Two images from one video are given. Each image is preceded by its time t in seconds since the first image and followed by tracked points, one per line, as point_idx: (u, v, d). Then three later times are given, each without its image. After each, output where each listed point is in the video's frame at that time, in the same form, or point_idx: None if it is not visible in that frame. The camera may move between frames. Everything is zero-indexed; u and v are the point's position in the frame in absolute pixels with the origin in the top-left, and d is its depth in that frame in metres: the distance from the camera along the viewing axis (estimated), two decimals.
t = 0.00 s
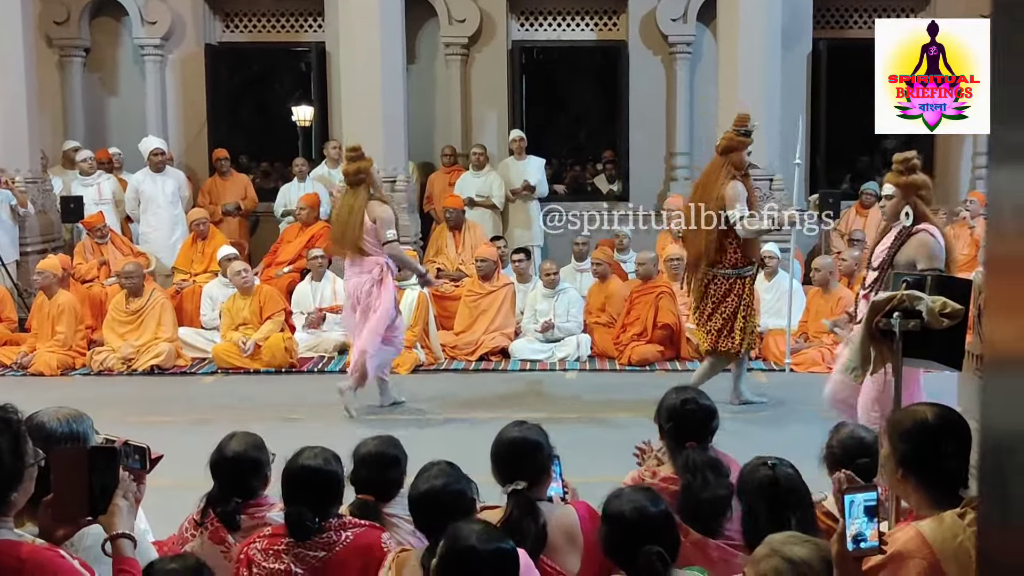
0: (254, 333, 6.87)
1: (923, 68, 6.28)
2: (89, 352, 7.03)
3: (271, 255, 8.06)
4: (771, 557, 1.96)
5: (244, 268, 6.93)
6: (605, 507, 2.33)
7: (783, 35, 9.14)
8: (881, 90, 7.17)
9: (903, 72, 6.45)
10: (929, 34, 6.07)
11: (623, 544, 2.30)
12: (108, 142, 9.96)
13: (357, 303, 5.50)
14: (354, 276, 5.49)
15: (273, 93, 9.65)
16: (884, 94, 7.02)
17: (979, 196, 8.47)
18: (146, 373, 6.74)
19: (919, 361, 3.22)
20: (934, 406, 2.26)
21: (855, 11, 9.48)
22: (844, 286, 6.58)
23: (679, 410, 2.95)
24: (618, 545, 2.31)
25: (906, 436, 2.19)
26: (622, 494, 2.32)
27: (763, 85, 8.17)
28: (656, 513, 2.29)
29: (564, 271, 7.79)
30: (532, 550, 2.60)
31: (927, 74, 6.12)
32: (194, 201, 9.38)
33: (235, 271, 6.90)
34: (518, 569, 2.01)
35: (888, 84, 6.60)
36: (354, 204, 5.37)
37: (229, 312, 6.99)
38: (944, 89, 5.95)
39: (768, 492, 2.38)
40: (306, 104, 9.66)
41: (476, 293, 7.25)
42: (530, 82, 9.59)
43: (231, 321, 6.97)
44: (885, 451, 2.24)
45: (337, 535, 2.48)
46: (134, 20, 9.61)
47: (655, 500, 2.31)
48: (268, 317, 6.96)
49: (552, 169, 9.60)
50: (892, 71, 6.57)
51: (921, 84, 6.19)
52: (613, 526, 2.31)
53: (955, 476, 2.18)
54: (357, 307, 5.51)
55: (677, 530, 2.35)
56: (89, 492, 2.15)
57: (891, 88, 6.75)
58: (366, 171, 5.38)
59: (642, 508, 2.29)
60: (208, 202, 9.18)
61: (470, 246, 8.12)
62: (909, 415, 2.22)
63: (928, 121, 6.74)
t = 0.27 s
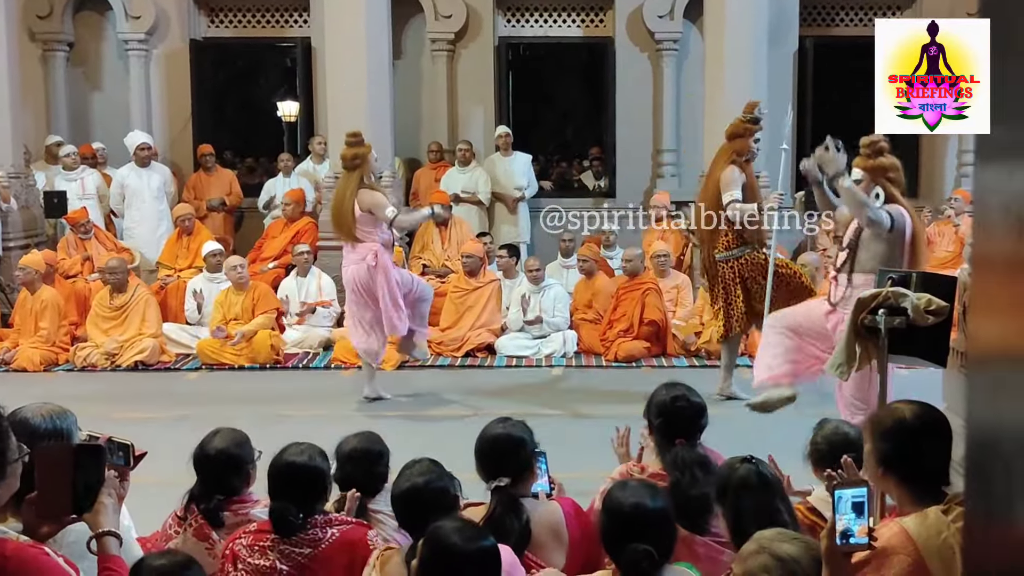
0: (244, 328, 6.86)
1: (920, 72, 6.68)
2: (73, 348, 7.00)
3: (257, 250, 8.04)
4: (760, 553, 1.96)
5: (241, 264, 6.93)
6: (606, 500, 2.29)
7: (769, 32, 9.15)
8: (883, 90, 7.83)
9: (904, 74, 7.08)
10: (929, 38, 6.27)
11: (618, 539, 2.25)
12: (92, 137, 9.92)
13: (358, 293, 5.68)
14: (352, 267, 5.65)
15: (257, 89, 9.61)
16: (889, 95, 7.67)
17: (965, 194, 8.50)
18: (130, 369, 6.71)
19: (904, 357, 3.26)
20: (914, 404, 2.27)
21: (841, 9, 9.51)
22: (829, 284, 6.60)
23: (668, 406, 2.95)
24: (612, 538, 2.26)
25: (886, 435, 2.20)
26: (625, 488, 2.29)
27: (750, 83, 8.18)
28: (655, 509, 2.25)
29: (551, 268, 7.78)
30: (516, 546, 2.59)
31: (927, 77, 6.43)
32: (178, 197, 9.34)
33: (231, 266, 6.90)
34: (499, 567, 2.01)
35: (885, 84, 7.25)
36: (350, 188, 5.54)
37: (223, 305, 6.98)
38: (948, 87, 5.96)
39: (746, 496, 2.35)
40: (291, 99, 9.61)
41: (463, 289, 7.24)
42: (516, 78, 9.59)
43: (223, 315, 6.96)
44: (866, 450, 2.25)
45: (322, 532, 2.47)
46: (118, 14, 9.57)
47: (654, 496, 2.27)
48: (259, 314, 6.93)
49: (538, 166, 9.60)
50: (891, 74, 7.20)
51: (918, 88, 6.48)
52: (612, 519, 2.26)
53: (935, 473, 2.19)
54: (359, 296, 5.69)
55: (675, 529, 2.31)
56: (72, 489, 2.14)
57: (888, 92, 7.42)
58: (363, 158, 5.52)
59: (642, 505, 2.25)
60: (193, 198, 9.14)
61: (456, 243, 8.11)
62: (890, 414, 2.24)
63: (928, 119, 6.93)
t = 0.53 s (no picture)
0: (234, 328, 6.85)
1: (922, 68, 7.10)
2: (60, 345, 6.97)
3: (246, 247, 8.02)
4: (756, 555, 1.95)
5: (236, 264, 6.89)
6: (609, 498, 2.28)
7: (759, 31, 9.16)
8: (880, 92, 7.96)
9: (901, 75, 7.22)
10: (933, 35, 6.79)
11: (617, 537, 2.25)
12: (79, 134, 9.86)
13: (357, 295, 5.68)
14: (352, 270, 5.64)
15: (246, 86, 9.58)
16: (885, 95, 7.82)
17: (954, 194, 8.54)
18: (117, 367, 6.68)
19: (895, 357, 3.26)
20: (907, 405, 2.28)
21: (831, 10, 9.53)
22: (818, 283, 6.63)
23: (664, 404, 2.95)
24: (611, 536, 2.26)
25: (876, 437, 2.21)
26: (628, 487, 2.28)
27: (740, 85, 8.19)
28: (656, 509, 2.25)
29: (541, 266, 7.79)
30: (505, 546, 2.59)
31: (928, 74, 6.88)
32: (167, 194, 9.31)
33: (226, 266, 6.87)
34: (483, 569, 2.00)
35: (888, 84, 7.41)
36: (354, 186, 5.57)
37: (214, 302, 6.98)
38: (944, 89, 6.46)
39: (744, 495, 2.35)
40: (280, 96, 9.58)
41: (452, 287, 7.24)
42: (505, 76, 9.59)
43: (214, 313, 6.95)
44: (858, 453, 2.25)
45: (310, 533, 2.46)
46: (106, 10, 9.52)
47: (656, 496, 2.27)
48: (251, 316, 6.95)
49: (528, 164, 9.61)
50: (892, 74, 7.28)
51: (921, 81, 6.99)
52: (612, 517, 2.25)
53: (926, 475, 2.19)
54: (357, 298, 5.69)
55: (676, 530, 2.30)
56: (63, 490, 2.12)
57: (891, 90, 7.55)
58: (371, 160, 5.51)
59: (644, 504, 2.24)
60: (182, 195, 9.11)
61: (446, 241, 8.09)
62: (881, 415, 2.25)
63: (929, 119, 7.44)
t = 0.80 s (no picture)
0: (231, 329, 6.85)
1: (922, 69, 7.73)
2: (57, 345, 6.96)
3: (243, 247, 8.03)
4: (757, 556, 1.96)
5: (236, 265, 6.91)
6: (612, 499, 2.29)
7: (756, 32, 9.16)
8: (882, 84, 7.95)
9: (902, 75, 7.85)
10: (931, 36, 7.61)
11: (616, 538, 2.26)
12: (76, 134, 9.85)
13: (365, 292, 5.72)
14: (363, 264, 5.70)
15: (243, 87, 9.58)
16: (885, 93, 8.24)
17: (950, 195, 8.54)
18: (114, 367, 6.68)
19: (892, 358, 3.28)
20: (905, 406, 2.30)
21: (829, 11, 9.54)
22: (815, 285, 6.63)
23: (664, 405, 2.96)
24: (613, 537, 2.27)
25: (876, 437, 2.23)
26: (635, 489, 2.29)
27: (737, 88, 8.21)
28: (661, 510, 2.25)
29: (537, 267, 7.80)
30: (503, 547, 2.60)
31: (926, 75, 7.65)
32: (163, 194, 9.30)
33: (226, 267, 6.88)
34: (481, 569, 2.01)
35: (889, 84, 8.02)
36: (366, 186, 5.61)
37: (212, 303, 6.98)
38: (943, 89, 7.46)
39: (748, 495, 2.37)
40: (277, 96, 9.60)
41: (449, 288, 7.24)
42: (501, 77, 9.61)
43: (211, 313, 6.95)
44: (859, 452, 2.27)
45: (304, 536, 2.47)
46: (103, 10, 9.51)
47: (661, 497, 2.27)
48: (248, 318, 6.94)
49: (525, 165, 9.62)
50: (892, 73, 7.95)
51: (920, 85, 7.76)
52: (615, 517, 2.26)
53: (924, 477, 2.21)
54: (364, 295, 5.72)
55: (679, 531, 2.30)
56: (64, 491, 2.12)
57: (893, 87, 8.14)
58: (381, 160, 5.51)
59: (646, 505, 2.25)
60: (178, 195, 9.11)
61: (442, 242, 8.10)
62: (880, 416, 2.26)
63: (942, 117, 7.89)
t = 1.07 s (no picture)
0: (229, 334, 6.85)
1: (922, 68, 7.73)
2: (54, 350, 6.96)
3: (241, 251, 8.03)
4: (755, 560, 1.95)
5: (232, 269, 6.91)
6: (609, 504, 2.28)
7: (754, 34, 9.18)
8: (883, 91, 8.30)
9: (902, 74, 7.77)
10: (931, 35, 7.59)
11: (612, 544, 2.26)
12: (73, 139, 9.85)
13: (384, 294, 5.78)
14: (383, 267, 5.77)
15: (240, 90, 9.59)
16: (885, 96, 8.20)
17: (947, 197, 8.56)
18: (112, 371, 6.68)
19: (890, 361, 3.29)
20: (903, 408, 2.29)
21: (825, 14, 9.53)
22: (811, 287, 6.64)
23: (658, 408, 2.95)
24: (610, 542, 2.27)
25: (874, 440, 2.23)
26: (631, 493, 2.28)
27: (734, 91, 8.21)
28: (657, 516, 2.24)
29: (535, 270, 7.81)
30: (501, 549, 2.61)
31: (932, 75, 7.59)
32: (161, 197, 9.30)
33: (222, 271, 6.90)
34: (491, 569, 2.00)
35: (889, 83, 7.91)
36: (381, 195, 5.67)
37: (209, 307, 6.95)
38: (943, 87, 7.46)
39: (737, 499, 2.36)
40: (273, 100, 9.61)
41: (446, 291, 7.23)
42: (498, 80, 9.63)
43: (209, 317, 6.93)
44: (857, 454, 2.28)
45: (299, 541, 2.47)
46: (100, 14, 9.49)
47: (657, 502, 2.27)
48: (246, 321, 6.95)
49: (522, 167, 9.63)
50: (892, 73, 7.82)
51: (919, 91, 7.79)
52: (612, 522, 2.26)
53: (923, 481, 2.21)
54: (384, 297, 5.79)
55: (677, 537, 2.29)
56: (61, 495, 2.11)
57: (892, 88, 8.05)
58: (396, 167, 5.57)
59: (642, 510, 2.24)
60: (176, 199, 9.11)
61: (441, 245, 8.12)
62: (878, 418, 2.26)
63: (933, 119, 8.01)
